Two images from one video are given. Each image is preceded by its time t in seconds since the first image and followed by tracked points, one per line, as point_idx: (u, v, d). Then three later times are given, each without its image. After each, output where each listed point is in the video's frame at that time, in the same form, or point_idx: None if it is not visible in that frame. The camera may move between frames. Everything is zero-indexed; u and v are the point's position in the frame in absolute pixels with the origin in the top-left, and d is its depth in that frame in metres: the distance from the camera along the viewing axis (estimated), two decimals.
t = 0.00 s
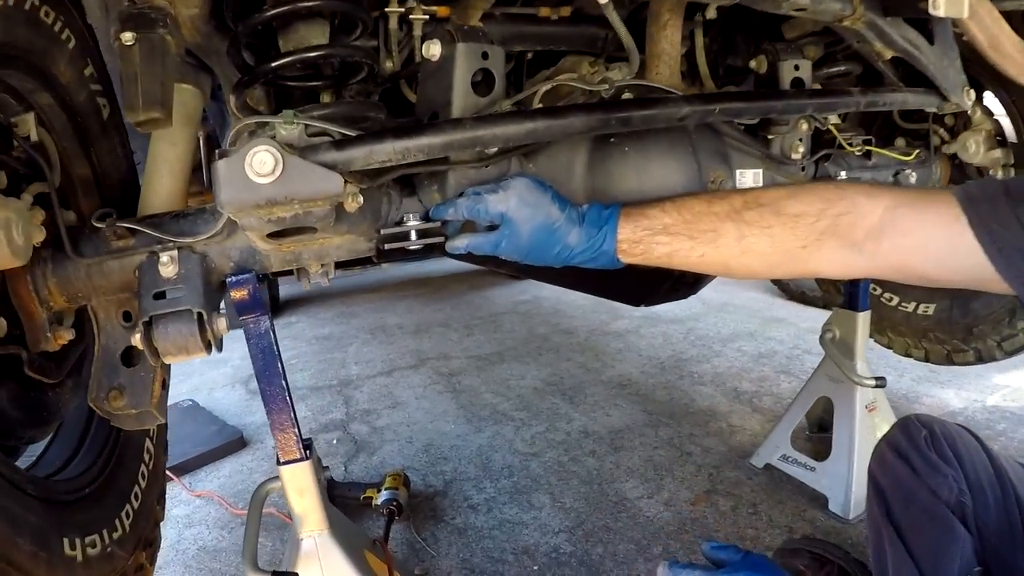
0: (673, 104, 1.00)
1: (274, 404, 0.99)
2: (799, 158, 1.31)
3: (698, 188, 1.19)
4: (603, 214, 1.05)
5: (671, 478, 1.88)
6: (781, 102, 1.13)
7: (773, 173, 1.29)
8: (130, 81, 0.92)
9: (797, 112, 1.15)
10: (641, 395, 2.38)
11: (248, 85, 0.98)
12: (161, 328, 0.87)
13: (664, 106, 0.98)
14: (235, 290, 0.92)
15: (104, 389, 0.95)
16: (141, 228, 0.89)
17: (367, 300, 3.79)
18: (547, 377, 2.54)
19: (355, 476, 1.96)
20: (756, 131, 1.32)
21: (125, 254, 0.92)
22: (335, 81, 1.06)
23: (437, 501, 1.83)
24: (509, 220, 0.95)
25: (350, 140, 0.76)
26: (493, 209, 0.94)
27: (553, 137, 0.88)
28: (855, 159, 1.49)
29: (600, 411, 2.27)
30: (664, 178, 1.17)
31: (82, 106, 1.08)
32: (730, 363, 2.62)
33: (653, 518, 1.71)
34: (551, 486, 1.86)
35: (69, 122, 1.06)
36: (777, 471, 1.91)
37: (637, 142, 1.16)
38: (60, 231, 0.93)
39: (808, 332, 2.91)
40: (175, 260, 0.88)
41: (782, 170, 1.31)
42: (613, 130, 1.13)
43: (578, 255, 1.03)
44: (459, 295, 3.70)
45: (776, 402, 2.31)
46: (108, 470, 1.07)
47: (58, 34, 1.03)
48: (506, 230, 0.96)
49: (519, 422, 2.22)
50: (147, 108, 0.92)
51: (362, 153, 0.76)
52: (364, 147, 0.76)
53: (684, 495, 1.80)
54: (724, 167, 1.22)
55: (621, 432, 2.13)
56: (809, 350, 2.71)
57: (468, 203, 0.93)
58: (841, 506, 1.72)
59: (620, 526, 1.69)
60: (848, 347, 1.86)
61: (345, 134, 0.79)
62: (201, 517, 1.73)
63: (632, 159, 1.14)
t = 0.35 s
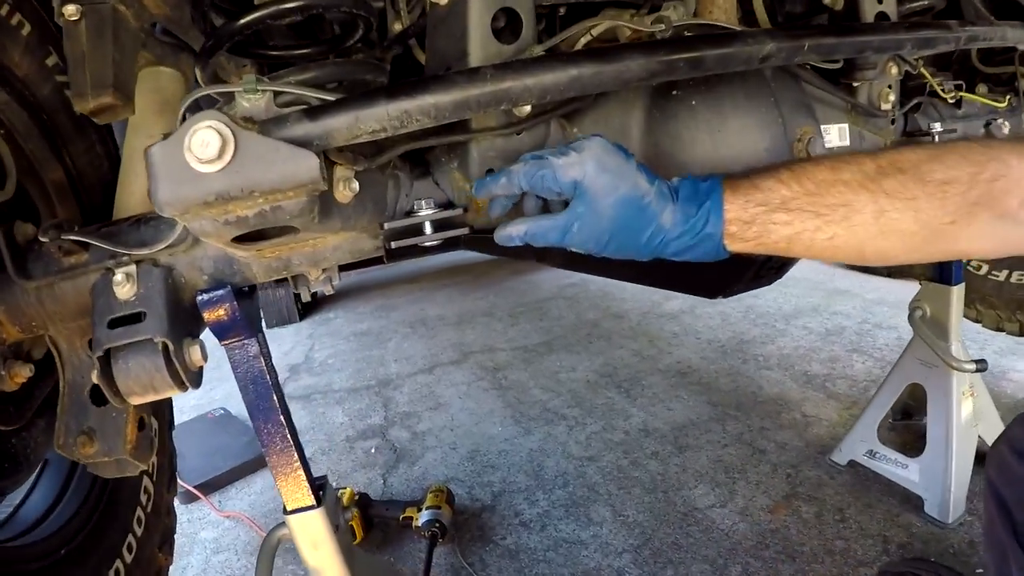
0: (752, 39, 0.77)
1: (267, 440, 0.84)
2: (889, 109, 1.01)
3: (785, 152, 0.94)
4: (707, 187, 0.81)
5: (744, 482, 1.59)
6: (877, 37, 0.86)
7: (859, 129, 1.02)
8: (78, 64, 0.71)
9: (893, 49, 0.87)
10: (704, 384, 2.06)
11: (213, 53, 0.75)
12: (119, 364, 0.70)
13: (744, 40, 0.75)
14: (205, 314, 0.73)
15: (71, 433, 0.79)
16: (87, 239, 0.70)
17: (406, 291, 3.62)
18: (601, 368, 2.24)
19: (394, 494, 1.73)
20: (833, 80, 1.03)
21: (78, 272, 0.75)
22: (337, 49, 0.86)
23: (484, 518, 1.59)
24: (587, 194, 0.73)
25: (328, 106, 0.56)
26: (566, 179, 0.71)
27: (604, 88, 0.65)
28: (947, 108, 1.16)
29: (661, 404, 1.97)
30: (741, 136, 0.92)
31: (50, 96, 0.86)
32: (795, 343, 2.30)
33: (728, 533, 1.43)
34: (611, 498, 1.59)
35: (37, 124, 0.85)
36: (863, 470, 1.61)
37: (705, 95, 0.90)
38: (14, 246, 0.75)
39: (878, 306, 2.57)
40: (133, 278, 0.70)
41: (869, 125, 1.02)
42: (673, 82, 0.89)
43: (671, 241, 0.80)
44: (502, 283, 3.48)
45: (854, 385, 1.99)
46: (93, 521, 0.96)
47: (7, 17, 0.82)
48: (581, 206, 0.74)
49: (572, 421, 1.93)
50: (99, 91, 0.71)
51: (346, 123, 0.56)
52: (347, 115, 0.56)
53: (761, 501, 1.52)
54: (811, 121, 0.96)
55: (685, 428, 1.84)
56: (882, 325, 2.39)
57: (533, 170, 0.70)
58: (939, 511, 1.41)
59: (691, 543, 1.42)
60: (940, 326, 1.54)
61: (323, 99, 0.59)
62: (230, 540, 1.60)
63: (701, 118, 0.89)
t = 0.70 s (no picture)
0: (855, 55, 0.61)
1: (263, 513, 0.73)
2: (981, 145, 0.85)
3: (881, 196, 0.74)
4: (831, 279, 0.72)
5: (801, 556, 1.38)
6: (984, 62, 0.70)
7: (947, 168, 0.83)
8: (70, 66, 0.63)
9: (998, 78, 0.72)
10: (754, 442, 1.84)
11: (214, 55, 0.66)
12: (89, 416, 0.60)
13: (851, 52, 0.61)
14: (191, 363, 0.63)
15: (41, 486, 0.69)
16: (60, 267, 0.61)
17: (441, 331, 3.51)
18: (643, 421, 2.05)
19: (418, 552, 1.58)
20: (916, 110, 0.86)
21: (51, 304, 0.66)
22: (365, 61, 0.77)
23: None
24: (696, 299, 0.66)
25: (333, 118, 0.45)
26: (671, 283, 0.65)
27: (685, 109, 0.52)
28: None
29: (708, 462, 1.76)
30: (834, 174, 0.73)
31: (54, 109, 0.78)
32: (851, 394, 2.07)
33: None
34: (654, 568, 1.41)
35: (37, 136, 0.77)
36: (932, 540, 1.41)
37: (793, 124, 0.72)
38: None
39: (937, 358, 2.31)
40: (106, 317, 0.60)
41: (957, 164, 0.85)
42: (755, 109, 0.73)
43: (800, 345, 0.71)
44: (540, 325, 3.34)
45: (914, 446, 1.77)
46: None
47: (7, 13, 0.72)
48: (692, 317, 0.67)
49: (612, 479, 1.74)
50: (88, 97, 0.62)
51: (358, 140, 0.44)
52: (359, 129, 0.44)
53: None
54: (906, 159, 0.76)
55: (734, 491, 1.62)
56: (942, 377, 2.13)
57: (632, 275, 0.64)
58: None
59: None
60: None
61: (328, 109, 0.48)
62: None
63: (788, 151, 0.71)
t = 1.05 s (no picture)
0: (925, 99, 0.56)
1: (261, 510, 0.70)
2: None
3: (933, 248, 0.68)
4: (895, 348, 0.66)
5: None
6: None
7: (993, 226, 0.79)
8: (107, 30, 0.61)
9: None
10: (761, 482, 1.78)
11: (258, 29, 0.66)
12: (89, 391, 0.57)
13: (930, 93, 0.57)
14: (201, 348, 0.60)
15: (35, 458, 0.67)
16: (75, 235, 0.60)
17: (456, 337, 3.48)
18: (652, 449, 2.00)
19: (411, 559, 1.54)
20: (969, 164, 0.82)
21: (60, 271, 0.65)
22: (413, 50, 0.77)
23: None
24: (738, 381, 0.61)
25: (380, 104, 0.42)
26: (710, 363, 0.60)
27: (749, 136, 0.48)
28: None
29: (712, 498, 1.71)
30: (887, 220, 0.67)
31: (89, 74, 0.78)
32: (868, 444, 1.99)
33: None
34: None
35: (69, 99, 0.76)
36: None
37: (850, 164, 0.67)
38: None
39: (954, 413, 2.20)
40: (117, 291, 0.58)
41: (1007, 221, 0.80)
42: (810, 144, 0.69)
43: (866, 425, 0.64)
44: (557, 342, 3.30)
45: (920, 503, 1.68)
46: (53, 554, 0.83)
47: None
48: (736, 399, 0.62)
49: (616, 505, 1.69)
50: (123, 60, 0.61)
51: (404, 128, 0.41)
52: (406, 118, 0.41)
53: None
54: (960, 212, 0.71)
55: (737, 530, 1.57)
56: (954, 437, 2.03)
57: (668, 348, 0.59)
58: None
59: None
60: None
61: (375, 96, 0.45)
62: None
63: (842, 190, 0.66)
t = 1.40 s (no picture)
0: (919, 102, 0.57)
1: (256, 489, 0.71)
2: None
3: (925, 250, 0.71)
4: (887, 321, 0.67)
5: None
6: None
7: (989, 233, 0.80)
8: (123, 13, 0.63)
9: None
10: (756, 487, 1.79)
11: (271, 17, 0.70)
12: (95, 363, 0.59)
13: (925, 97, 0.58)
14: (204, 324, 0.62)
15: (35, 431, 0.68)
16: (87, 211, 0.62)
17: (457, 336, 3.50)
18: (648, 451, 2.01)
19: (404, 551, 1.55)
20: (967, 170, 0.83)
21: (71, 246, 0.67)
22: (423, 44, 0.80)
23: None
24: (730, 338, 0.63)
25: (387, 89, 0.43)
26: (702, 318, 0.61)
27: (745, 130, 0.49)
28: None
29: (706, 502, 1.71)
30: (881, 221, 0.70)
31: (103, 58, 0.79)
32: (863, 453, 1.99)
33: None
34: None
35: (82, 81, 0.77)
36: None
37: (847, 165, 0.70)
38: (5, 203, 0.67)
39: (948, 425, 2.20)
40: (126, 266, 0.60)
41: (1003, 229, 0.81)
42: (808, 144, 0.70)
43: (856, 392, 0.65)
44: (557, 344, 3.31)
45: (916, 510, 1.69)
46: (48, 528, 0.84)
47: None
48: (728, 356, 0.63)
49: (611, 505, 1.70)
50: (138, 44, 0.62)
51: (410, 113, 0.42)
52: (412, 103, 0.42)
53: None
54: (954, 217, 0.73)
55: (730, 533, 1.58)
56: (950, 449, 2.03)
57: (659, 303, 0.60)
58: None
59: None
60: None
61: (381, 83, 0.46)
62: (218, 566, 1.36)
63: (838, 191, 0.69)
